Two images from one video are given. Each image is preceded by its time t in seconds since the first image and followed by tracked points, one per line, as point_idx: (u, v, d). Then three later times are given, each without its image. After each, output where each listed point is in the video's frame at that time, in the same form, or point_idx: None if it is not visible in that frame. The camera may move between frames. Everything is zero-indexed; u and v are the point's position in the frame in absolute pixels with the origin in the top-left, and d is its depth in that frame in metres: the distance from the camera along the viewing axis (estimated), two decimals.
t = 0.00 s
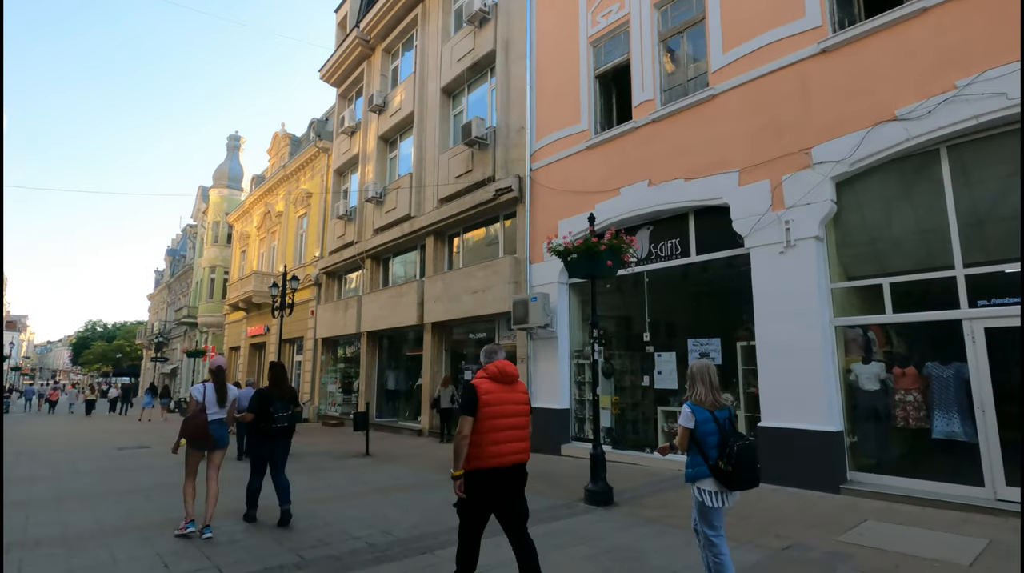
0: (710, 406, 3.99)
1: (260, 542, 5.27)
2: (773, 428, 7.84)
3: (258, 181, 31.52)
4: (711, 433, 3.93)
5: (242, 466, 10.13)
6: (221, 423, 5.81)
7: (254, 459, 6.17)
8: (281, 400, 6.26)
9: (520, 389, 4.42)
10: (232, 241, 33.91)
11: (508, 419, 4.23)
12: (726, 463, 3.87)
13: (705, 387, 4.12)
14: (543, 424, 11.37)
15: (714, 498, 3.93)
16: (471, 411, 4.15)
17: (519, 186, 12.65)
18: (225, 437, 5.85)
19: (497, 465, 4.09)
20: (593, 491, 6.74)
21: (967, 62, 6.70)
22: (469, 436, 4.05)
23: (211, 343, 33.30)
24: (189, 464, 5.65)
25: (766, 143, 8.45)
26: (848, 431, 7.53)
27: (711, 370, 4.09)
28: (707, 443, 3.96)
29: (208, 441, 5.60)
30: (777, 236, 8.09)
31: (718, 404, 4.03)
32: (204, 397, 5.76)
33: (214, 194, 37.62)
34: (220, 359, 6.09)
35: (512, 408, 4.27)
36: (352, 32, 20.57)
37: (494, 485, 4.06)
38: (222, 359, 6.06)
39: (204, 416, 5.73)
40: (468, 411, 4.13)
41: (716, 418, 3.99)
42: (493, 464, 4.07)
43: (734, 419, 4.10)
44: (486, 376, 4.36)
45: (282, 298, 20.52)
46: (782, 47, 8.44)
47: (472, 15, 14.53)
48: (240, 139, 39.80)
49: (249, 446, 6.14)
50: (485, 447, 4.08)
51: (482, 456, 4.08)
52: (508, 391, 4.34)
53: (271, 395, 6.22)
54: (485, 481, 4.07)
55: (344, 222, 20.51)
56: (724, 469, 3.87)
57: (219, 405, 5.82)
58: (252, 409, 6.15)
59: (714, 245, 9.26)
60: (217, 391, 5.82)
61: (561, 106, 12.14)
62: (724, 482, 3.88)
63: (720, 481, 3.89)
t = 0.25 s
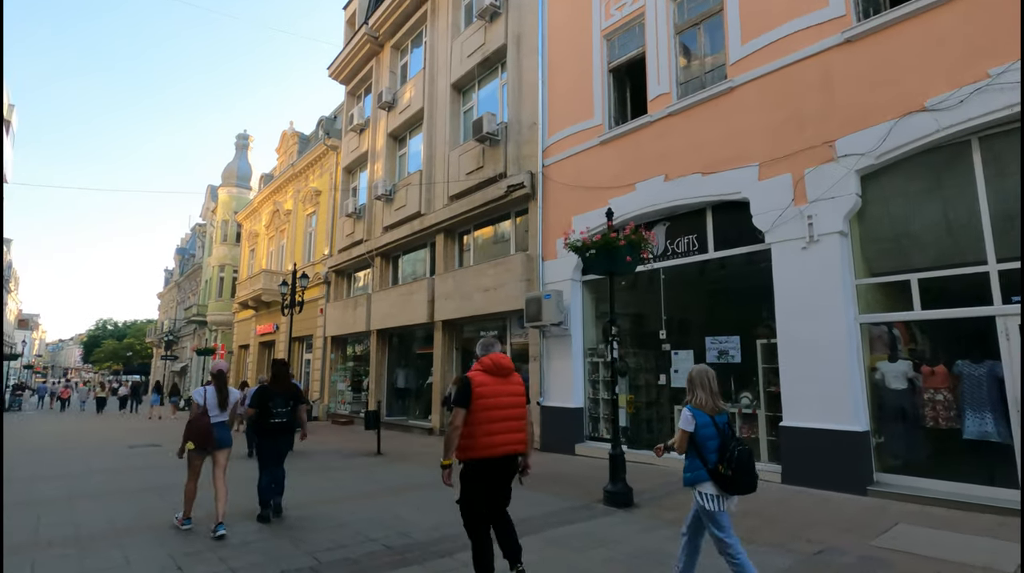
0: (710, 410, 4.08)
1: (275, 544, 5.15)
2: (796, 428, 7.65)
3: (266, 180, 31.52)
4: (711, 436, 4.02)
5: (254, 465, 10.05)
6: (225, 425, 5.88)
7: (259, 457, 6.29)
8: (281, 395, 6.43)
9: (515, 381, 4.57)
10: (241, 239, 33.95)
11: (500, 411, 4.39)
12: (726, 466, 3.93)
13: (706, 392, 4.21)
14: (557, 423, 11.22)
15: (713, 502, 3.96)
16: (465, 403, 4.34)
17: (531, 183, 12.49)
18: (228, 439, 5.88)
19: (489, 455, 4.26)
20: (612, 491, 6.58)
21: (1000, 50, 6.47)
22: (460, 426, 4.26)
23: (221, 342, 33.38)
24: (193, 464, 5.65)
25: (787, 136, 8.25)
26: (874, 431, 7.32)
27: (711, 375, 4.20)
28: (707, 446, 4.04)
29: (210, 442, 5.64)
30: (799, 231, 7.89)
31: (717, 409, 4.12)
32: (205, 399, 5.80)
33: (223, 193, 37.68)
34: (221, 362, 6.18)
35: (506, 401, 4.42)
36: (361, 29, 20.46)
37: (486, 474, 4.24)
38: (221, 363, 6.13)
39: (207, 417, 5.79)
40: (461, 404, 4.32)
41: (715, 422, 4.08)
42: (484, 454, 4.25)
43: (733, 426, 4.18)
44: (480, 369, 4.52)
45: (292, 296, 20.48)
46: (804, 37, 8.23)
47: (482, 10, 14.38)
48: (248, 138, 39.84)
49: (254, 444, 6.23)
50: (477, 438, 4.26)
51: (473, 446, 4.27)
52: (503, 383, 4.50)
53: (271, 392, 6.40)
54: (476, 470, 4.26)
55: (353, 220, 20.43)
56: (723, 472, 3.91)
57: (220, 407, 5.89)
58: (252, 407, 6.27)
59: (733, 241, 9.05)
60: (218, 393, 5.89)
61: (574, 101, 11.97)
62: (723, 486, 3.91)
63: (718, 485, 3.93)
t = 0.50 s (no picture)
0: (708, 397, 4.05)
1: (293, 540, 5.03)
2: (824, 423, 7.41)
3: (279, 175, 31.58)
4: (706, 423, 3.98)
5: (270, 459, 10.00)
6: (224, 415, 6.06)
7: (269, 451, 6.31)
8: (289, 391, 6.39)
9: (516, 376, 4.60)
10: (254, 235, 34.09)
11: (501, 405, 4.44)
12: (720, 453, 3.90)
13: (704, 379, 4.16)
14: (574, 418, 11.06)
15: (704, 488, 3.96)
16: (466, 397, 4.41)
17: (547, 174, 12.28)
18: (227, 430, 6.05)
19: (491, 449, 4.32)
20: (636, 488, 6.40)
21: None
22: (461, 420, 4.34)
23: (236, 336, 33.62)
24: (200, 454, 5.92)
25: (814, 121, 7.96)
26: (907, 427, 7.05)
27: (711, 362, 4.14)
28: (702, 433, 4.00)
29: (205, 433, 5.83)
30: (828, 219, 7.61)
31: (716, 396, 4.08)
32: (206, 391, 6.04)
33: (237, 189, 37.87)
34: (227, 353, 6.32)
35: (506, 395, 4.48)
36: (372, 22, 20.31)
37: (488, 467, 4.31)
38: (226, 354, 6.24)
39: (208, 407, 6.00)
40: (463, 399, 4.39)
41: (712, 409, 4.03)
42: (484, 447, 4.32)
43: (732, 415, 4.12)
44: (483, 364, 4.56)
45: (306, 291, 20.49)
46: (833, 18, 7.93)
47: None
48: (260, 134, 39.96)
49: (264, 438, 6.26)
50: (477, 431, 4.34)
51: (474, 439, 4.34)
52: (505, 378, 4.54)
53: (279, 386, 6.38)
54: (477, 463, 4.34)
55: (366, 214, 20.34)
56: (717, 459, 3.89)
57: (219, 399, 6.03)
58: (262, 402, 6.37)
59: (757, 230, 8.79)
60: (217, 385, 6.03)
61: (590, 90, 11.71)
62: (715, 473, 3.91)
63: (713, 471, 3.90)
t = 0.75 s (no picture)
0: (707, 395, 4.04)
1: (312, 538, 4.90)
2: (860, 419, 7.09)
3: (295, 169, 31.68)
4: (706, 421, 3.97)
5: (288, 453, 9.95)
6: (234, 410, 6.03)
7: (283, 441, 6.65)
8: (303, 383, 6.78)
9: (524, 371, 4.59)
10: (272, 229, 34.29)
11: (509, 399, 4.42)
12: (720, 451, 3.87)
13: (704, 378, 4.15)
14: (595, 412, 10.84)
15: (706, 486, 3.91)
16: (474, 389, 4.39)
17: (565, 163, 12.02)
18: (236, 423, 6.02)
19: (495, 441, 4.32)
20: (662, 486, 6.17)
21: None
22: (469, 412, 4.31)
23: (255, 330, 33.94)
24: (210, 446, 6.02)
25: (849, 103, 7.60)
26: (949, 424, 6.70)
27: (710, 360, 4.14)
28: (702, 431, 3.98)
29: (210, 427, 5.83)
30: (864, 206, 7.27)
31: (715, 395, 4.07)
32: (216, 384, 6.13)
33: (254, 184, 38.10)
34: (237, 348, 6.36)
35: (514, 389, 4.46)
36: (387, 13, 20.12)
37: (492, 459, 4.31)
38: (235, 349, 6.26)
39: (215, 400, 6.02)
40: (471, 390, 4.36)
41: (712, 407, 4.01)
42: (491, 439, 4.31)
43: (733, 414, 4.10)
44: (491, 357, 4.55)
45: (323, 284, 20.50)
46: None
47: None
48: (277, 129, 40.14)
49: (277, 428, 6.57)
50: (485, 424, 4.32)
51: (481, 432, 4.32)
52: (512, 372, 4.52)
53: (293, 379, 6.75)
54: (481, 455, 4.33)
55: (382, 207, 20.25)
56: (717, 457, 3.86)
57: (226, 393, 6.03)
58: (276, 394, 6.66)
59: (787, 219, 8.44)
60: (225, 379, 6.06)
61: (611, 76, 11.40)
62: (716, 471, 3.86)
63: (713, 470, 3.87)
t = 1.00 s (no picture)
0: (699, 391, 3.93)
1: (336, 537, 4.79)
2: (902, 417, 6.77)
3: (315, 166, 31.87)
4: (696, 417, 3.86)
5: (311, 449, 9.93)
6: (252, 407, 6.10)
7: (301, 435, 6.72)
8: (321, 378, 6.71)
9: (534, 363, 4.65)
10: (293, 226, 34.58)
11: (521, 390, 4.46)
12: (710, 448, 3.77)
13: (697, 372, 4.05)
14: (619, 409, 10.62)
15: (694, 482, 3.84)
16: (487, 381, 4.40)
17: (588, 155, 11.78)
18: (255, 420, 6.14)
19: (510, 431, 4.32)
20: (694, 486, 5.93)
21: None
22: (483, 403, 4.31)
23: (277, 326, 34.34)
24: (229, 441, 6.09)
25: (890, 86, 7.24)
26: (1000, 422, 6.34)
27: (705, 354, 4.02)
28: (694, 427, 3.88)
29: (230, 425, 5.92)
30: (906, 194, 6.92)
31: (708, 391, 3.97)
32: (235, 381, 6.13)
33: (275, 181, 38.45)
34: (255, 345, 6.35)
35: (525, 381, 4.51)
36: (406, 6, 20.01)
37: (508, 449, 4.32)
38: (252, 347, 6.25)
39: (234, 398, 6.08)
40: (483, 381, 4.37)
41: (704, 403, 3.91)
42: (505, 429, 4.31)
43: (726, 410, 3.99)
44: (501, 350, 4.58)
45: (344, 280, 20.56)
46: None
47: None
48: (297, 126, 40.45)
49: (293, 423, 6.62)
50: (499, 414, 4.33)
51: (495, 422, 4.33)
52: (522, 364, 4.56)
53: (310, 374, 6.67)
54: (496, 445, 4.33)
55: (401, 202, 20.20)
56: (706, 454, 3.77)
57: (246, 391, 6.10)
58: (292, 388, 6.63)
59: (823, 208, 8.11)
60: (245, 377, 6.11)
61: (634, 65, 11.10)
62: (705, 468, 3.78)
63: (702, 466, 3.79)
